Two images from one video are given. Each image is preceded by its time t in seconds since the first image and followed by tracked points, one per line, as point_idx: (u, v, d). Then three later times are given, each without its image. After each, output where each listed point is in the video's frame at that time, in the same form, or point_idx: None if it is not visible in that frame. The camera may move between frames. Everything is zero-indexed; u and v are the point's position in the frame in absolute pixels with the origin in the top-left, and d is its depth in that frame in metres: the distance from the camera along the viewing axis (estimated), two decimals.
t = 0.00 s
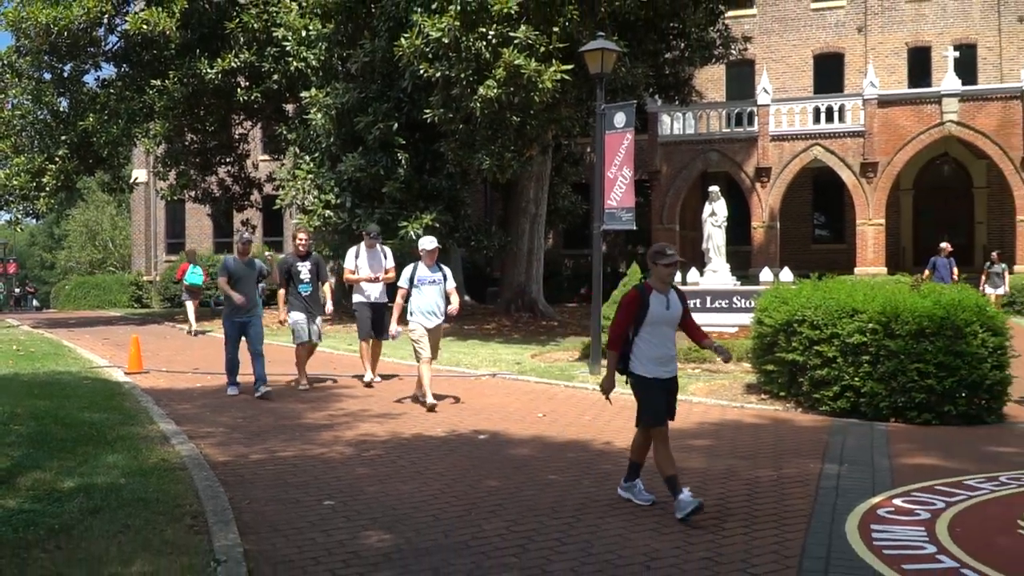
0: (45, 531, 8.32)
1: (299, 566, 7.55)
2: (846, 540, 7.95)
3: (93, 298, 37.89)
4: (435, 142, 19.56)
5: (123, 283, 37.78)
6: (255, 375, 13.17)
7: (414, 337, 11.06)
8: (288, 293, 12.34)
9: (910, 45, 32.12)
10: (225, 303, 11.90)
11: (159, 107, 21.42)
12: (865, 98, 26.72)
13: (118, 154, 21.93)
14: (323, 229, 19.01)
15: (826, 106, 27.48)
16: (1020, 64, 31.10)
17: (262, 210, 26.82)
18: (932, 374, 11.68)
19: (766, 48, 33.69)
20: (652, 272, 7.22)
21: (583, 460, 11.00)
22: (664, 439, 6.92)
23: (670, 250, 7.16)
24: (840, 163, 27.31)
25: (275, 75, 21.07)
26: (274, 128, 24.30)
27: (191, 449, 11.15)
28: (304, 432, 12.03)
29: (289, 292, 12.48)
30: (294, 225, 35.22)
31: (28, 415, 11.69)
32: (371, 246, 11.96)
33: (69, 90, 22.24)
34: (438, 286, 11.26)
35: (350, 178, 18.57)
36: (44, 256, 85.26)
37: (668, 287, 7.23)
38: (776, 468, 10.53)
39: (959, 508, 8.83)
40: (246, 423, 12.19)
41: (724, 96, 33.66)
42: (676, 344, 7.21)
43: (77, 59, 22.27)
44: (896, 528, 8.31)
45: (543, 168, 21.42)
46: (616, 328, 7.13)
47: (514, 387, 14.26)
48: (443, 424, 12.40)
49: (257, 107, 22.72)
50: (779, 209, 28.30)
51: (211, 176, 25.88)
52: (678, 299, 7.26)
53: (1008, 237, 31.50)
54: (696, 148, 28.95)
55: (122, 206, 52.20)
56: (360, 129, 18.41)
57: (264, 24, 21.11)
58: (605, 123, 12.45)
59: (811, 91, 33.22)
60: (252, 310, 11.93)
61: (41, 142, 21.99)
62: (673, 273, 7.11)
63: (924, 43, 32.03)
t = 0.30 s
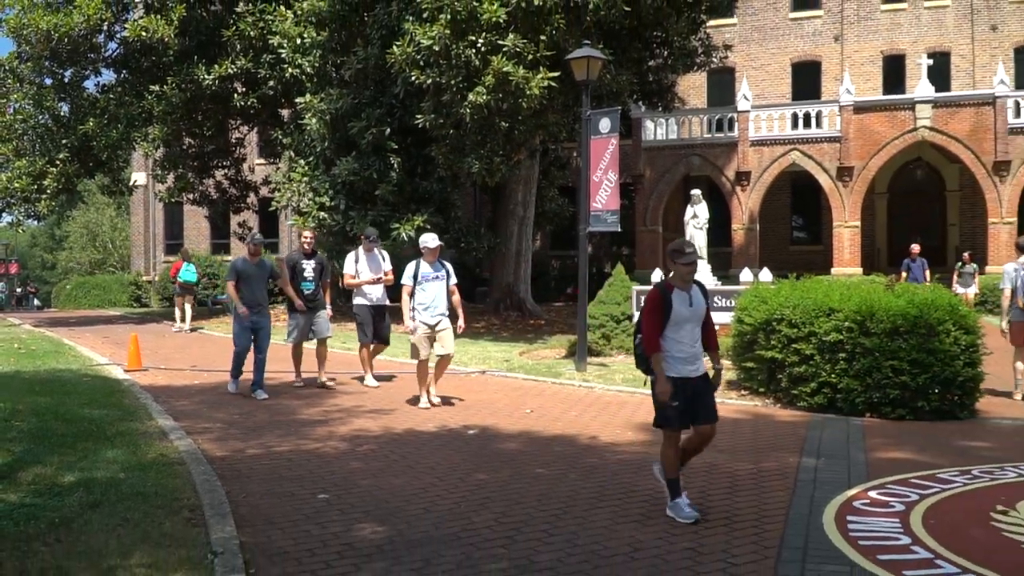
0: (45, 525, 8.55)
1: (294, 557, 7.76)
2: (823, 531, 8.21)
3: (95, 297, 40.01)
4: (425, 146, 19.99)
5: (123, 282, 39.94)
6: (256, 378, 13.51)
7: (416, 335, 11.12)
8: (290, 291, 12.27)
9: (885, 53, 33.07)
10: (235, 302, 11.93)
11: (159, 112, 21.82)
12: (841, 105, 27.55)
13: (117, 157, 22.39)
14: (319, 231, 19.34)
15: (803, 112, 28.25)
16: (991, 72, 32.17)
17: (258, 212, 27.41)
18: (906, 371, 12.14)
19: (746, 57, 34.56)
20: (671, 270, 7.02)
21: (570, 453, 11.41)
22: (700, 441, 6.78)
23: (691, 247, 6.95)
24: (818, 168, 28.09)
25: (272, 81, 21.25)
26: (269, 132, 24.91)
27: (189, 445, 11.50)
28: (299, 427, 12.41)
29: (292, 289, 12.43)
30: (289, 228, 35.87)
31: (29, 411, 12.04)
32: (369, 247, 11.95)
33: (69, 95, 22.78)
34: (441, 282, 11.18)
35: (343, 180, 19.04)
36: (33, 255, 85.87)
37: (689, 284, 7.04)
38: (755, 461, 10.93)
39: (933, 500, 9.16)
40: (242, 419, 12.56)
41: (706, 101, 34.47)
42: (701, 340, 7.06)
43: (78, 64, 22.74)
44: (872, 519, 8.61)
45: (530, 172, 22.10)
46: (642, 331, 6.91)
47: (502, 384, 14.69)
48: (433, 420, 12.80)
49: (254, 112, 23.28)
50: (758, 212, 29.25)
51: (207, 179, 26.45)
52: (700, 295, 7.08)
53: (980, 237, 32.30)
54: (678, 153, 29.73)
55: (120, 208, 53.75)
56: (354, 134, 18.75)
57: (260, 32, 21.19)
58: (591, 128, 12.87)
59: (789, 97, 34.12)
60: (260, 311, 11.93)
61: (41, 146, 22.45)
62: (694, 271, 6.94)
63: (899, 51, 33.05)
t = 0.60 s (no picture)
0: (46, 518, 8.79)
1: (288, 549, 7.98)
2: (800, 521, 8.53)
3: (94, 296, 40.42)
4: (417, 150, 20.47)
5: (122, 282, 40.33)
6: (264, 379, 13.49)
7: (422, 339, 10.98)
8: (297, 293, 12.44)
9: (861, 61, 34.02)
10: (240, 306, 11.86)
11: (158, 116, 22.43)
12: (818, 111, 28.28)
13: (117, 160, 22.89)
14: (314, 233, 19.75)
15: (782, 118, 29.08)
16: (964, 79, 33.18)
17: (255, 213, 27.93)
18: (881, 367, 12.62)
19: (728, 64, 35.31)
20: (701, 274, 6.78)
21: (557, 448, 11.82)
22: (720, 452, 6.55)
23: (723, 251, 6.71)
24: (796, 171, 28.88)
25: (268, 87, 21.76)
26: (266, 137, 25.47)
27: (187, 440, 11.86)
28: (294, 423, 12.77)
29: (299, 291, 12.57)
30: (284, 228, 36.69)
31: (31, 407, 12.38)
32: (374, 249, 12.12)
33: (70, 99, 23.23)
34: (450, 289, 11.00)
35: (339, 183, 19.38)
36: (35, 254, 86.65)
37: (719, 291, 6.80)
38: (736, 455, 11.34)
39: (906, 492, 9.50)
40: (239, 415, 12.93)
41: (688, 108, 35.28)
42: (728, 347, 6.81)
43: (78, 70, 23.17)
44: (848, 510, 8.92)
45: (519, 175, 22.60)
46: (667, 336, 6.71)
47: (492, 380, 15.14)
48: (425, 416, 13.20)
49: (250, 117, 23.77)
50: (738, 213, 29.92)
51: (205, 183, 26.93)
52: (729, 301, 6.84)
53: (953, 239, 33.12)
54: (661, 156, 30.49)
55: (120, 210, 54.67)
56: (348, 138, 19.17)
57: (257, 38, 21.82)
58: (577, 133, 13.28)
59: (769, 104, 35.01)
60: (265, 315, 11.79)
61: (42, 149, 22.97)
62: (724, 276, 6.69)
63: (874, 60, 33.98)
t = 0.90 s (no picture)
0: (48, 511, 9.00)
1: (285, 540, 8.26)
2: (777, 511, 8.91)
3: (96, 295, 40.37)
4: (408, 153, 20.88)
5: (123, 282, 40.20)
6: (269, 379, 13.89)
7: (430, 335, 10.80)
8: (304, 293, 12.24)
9: (837, 69, 35.04)
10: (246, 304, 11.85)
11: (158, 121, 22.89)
12: (796, 117, 29.40)
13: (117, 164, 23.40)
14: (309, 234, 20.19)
15: (761, 124, 30.01)
16: (937, 86, 34.10)
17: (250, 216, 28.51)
18: (856, 363, 13.08)
19: (708, 72, 36.33)
20: (729, 268, 6.73)
21: (544, 441, 12.29)
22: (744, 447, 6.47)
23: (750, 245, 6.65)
24: (774, 175, 29.86)
25: (265, 93, 22.27)
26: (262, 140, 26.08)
27: (186, 435, 12.27)
28: (290, 418, 13.20)
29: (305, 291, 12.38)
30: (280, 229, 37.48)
31: (33, 403, 12.76)
32: (378, 251, 12.19)
33: (71, 104, 23.71)
34: (458, 286, 10.98)
35: (332, 186, 19.74)
36: (32, 254, 87.10)
37: (746, 284, 6.76)
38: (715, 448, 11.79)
39: (879, 484, 9.88)
40: (237, 410, 13.36)
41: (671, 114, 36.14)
42: (755, 343, 6.74)
43: (80, 75, 23.58)
44: (825, 502, 9.22)
45: (508, 178, 23.09)
46: (691, 329, 6.67)
47: (482, 376, 15.64)
48: (417, 411, 13.66)
49: (248, 122, 24.29)
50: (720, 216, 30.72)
51: (203, 186, 27.57)
52: (756, 295, 6.79)
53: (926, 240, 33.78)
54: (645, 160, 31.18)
55: (121, 211, 55.59)
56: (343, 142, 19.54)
57: (255, 46, 22.35)
58: (564, 138, 13.73)
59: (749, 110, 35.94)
60: (271, 314, 11.77)
61: (44, 152, 23.26)
62: (751, 271, 6.62)
63: (850, 68, 34.96)
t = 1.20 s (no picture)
0: (49, 505, 8.91)
1: (280, 532, 8.11)
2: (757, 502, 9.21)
3: (96, 294, 40.97)
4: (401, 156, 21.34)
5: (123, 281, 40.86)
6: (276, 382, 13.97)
7: (437, 342, 10.90)
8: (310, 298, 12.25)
9: (813, 78, 36.06)
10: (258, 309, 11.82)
11: (158, 125, 23.56)
12: (774, 123, 30.05)
13: (117, 167, 24.05)
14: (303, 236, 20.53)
15: (741, 130, 30.80)
16: (908, 94, 35.07)
17: (247, 218, 29.33)
18: (832, 361, 13.61)
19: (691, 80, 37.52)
20: (753, 278, 6.41)
21: (533, 436, 12.70)
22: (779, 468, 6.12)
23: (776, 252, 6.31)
24: (754, 180, 30.59)
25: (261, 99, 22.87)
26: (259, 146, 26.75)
27: (185, 430, 12.59)
28: (286, 414, 13.59)
29: (310, 297, 12.40)
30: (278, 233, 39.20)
31: (35, 400, 13.13)
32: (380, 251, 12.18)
33: (72, 109, 24.32)
34: (460, 290, 11.04)
35: (327, 189, 20.27)
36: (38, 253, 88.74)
37: (772, 294, 6.42)
38: (698, 442, 12.19)
39: (856, 476, 10.11)
40: (235, 406, 13.77)
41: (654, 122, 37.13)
42: (786, 356, 6.41)
43: (82, 81, 24.18)
44: (802, 493, 9.36)
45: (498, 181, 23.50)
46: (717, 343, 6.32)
47: (472, 374, 16.11)
48: (410, 408, 14.09)
49: (244, 127, 25.02)
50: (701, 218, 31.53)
51: (201, 188, 28.40)
52: (783, 304, 6.45)
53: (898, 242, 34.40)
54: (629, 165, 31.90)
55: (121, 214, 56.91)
56: (337, 146, 19.96)
57: (252, 53, 23.10)
58: (551, 143, 14.22)
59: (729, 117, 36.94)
60: (284, 319, 11.82)
61: (46, 155, 23.99)
62: (778, 282, 6.30)
63: (825, 76, 35.96)
